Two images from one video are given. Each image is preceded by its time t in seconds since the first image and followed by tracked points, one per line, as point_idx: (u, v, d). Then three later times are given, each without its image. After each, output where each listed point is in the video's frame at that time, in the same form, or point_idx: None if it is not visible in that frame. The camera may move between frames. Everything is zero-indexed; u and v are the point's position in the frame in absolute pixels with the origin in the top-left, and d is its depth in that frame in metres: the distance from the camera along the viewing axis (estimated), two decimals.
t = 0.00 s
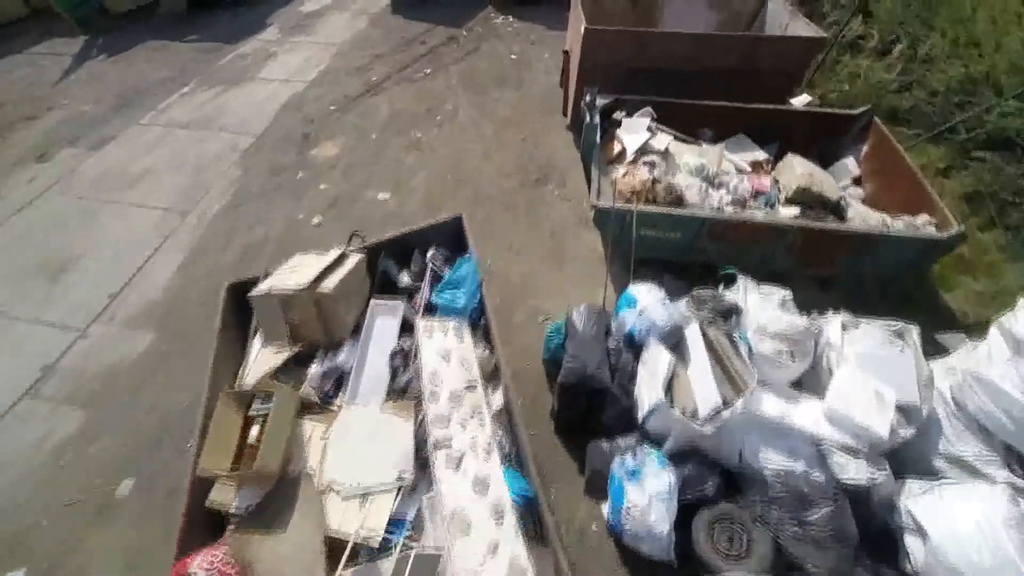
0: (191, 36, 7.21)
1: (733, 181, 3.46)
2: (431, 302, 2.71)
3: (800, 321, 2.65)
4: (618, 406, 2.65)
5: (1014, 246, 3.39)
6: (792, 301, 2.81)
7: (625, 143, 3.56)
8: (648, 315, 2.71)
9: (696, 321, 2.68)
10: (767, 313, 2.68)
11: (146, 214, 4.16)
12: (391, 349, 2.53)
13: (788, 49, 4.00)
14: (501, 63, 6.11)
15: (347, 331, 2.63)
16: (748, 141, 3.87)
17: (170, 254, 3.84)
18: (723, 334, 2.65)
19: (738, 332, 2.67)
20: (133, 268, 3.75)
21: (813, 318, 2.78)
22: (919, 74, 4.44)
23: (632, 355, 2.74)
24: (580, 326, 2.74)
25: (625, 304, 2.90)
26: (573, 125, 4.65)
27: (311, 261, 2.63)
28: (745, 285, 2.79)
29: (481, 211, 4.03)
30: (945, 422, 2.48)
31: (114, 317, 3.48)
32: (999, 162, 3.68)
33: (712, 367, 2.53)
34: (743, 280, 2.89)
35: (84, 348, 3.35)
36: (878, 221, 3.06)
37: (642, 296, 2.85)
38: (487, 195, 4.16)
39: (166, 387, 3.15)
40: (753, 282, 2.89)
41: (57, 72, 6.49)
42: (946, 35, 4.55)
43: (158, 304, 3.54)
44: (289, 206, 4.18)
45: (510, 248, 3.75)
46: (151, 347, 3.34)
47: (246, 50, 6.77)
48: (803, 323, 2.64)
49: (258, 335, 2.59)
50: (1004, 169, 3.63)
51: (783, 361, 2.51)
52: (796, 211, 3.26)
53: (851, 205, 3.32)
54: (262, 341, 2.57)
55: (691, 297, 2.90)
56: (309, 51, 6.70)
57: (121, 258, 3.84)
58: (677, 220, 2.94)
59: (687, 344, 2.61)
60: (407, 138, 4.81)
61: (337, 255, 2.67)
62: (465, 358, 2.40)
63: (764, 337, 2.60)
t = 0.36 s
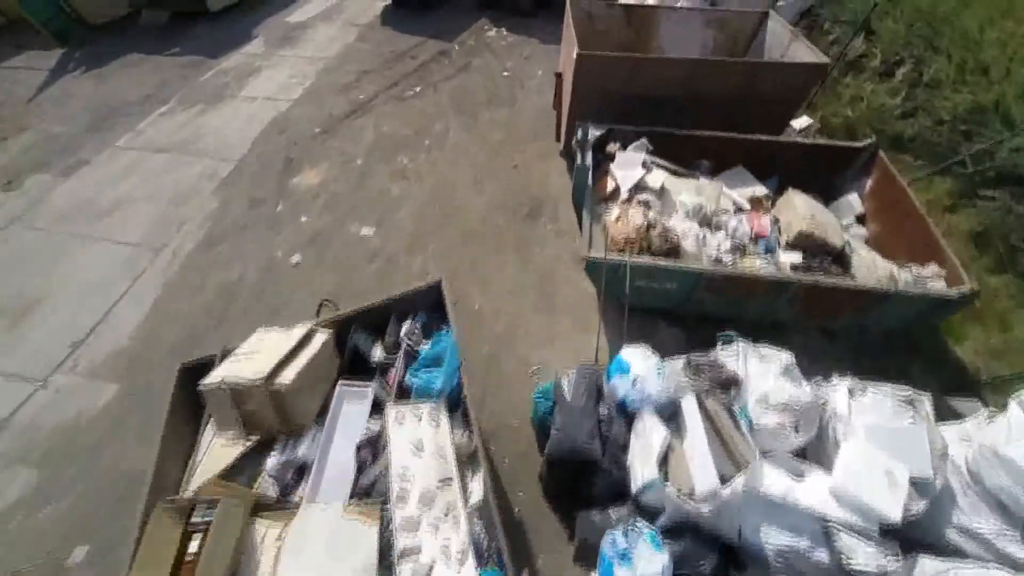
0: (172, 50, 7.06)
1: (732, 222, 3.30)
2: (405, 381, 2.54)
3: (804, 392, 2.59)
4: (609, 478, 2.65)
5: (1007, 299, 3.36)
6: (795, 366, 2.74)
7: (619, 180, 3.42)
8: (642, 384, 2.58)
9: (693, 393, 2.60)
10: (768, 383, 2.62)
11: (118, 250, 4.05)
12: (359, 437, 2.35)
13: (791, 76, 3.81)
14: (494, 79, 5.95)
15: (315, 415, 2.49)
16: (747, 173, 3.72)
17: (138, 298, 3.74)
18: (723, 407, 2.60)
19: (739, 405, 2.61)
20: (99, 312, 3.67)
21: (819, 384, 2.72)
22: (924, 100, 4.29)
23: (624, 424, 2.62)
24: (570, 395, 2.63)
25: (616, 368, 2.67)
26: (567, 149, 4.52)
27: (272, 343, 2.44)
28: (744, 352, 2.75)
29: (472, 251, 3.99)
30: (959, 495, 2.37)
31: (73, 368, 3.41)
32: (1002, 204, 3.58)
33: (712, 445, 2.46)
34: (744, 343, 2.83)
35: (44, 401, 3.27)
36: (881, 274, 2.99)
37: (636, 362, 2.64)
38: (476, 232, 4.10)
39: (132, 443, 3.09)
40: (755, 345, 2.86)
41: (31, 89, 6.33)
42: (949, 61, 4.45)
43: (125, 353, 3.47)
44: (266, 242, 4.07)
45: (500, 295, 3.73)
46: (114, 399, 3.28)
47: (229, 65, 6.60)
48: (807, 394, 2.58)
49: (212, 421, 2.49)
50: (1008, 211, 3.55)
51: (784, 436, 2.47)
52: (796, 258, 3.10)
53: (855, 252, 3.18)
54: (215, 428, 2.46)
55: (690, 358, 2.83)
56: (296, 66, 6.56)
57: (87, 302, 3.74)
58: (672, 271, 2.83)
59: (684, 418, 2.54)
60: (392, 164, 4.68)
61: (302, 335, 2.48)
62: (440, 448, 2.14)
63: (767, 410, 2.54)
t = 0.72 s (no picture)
0: (156, 67, 7.01)
1: (729, 275, 3.21)
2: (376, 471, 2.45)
3: (810, 465, 2.55)
4: (599, 555, 2.42)
5: (1001, 354, 3.28)
6: (797, 435, 2.70)
7: (613, 226, 3.35)
8: (637, 462, 2.57)
9: (688, 471, 2.58)
10: (770, 458, 2.58)
11: (94, 292, 4.02)
12: (325, 535, 2.21)
13: (793, 110, 3.63)
14: (487, 99, 5.81)
15: (278, 509, 2.35)
16: (746, 213, 3.57)
17: (105, 349, 3.72)
18: (720, 484, 2.54)
19: (739, 480, 2.57)
20: (67, 363, 3.67)
21: (825, 454, 2.70)
22: (929, 130, 4.17)
23: (616, 497, 2.58)
24: (557, 471, 2.56)
25: (608, 443, 2.67)
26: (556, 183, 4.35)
27: (232, 433, 2.30)
28: (744, 423, 2.70)
29: (462, 295, 3.90)
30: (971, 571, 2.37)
31: (37, 424, 3.41)
32: (1004, 251, 3.49)
33: (708, 525, 2.43)
34: (749, 409, 2.78)
35: (4, 455, 3.29)
36: (890, 332, 2.93)
37: (627, 434, 2.65)
38: (465, 274, 4.02)
39: (91, 507, 3.07)
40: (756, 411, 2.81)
41: (11, 108, 6.24)
42: (956, 83, 4.29)
43: (92, 407, 3.46)
44: (244, 285, 4.01)
45: (489, 342, 3.66)
46: (78, 456, 3.28)
47: (215, 83, 6.49)
48: (809, 469, 2.54)
49: (167, 516, 2.39)
50: (1007, 260, 3.46)
51: (786, 515, 2.45)
52: (800, 314, 3.03)
53: (858, 308, 3.08)
54: (170, 523, 2.37)
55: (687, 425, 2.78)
56: (284, 83, 6.43)
57: (58, 349, 3.74)
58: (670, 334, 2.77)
59: (679, 498, 2.52)
60: (379, 195, 4.58)
61: (268, 422, 2.34)
62: (413, 547, 2.08)
63: (767, 487, 2.50)
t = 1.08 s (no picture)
0: (145, 85, 6.91)
1: (730, 330, 3.19)
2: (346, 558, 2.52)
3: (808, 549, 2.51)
4: None
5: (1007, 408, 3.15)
6: (797, 513, 2.63)
7: (607, 280, 3.28)
8: (627, 541, 2.49)
9: (681, 551, 2.54)
10: (769, 540, 2.50)
11: (70, 335, 3.97)
12: None
13: (795, 150, 3.49)
14: (479, 123, 5.70)
15: None
16: (745, 258, 3.47)
17: (81, 397, 3.68)
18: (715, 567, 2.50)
19: (734, 564, 2.50)
20: (41, 411, 3.64)
21: (827, 531, 2.64)
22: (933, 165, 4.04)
23: None
24: (543, 547, 2.50)
25: (598, 518, 2.58)
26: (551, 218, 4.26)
27: (191, 529, 2.33)
28: (742, 500, 2.66)
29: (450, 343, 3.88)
30: None
31: (5, 476, 3.38)
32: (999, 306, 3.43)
33: None
34: (746, 482, 2.74)
35: None
36: (899, 399, 2.88)
37: (618, 514, 2.56)
38: (454, 319, 3.99)
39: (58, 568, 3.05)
40: (753, 483, 2.76)
41: None
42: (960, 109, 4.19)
43: (66, 460, 3.43)
44: (227, 331, 3.98)
45: (478, 394, 3.66)
46: (49, 512, 3.26)
47: (204, 104, 6.39)
48: (810, 554, 2.46)
49: None
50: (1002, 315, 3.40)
51: None
52: (803, 377, 3.01)
53: (866, 370, 3.00)
54: None
55: (683, 498, 2.72)
56: (275, 104, 6.34)
57: (31, 395, 3.70)
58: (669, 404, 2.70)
59: None
60: (367, 231, 4.52)
61: (230, 517, 2.40)
62: None
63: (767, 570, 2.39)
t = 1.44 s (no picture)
0: (135, 104, 6.83)
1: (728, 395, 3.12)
2: None
3: None
4: None
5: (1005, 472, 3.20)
6: None
7: (600, 340, 3.30)
8: None
9: None
10: None
11: (47, 380, 3.96)
12: None
13: (797, 194, 3.34)
14: (473, 147, 5.61)
15: None
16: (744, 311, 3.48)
17: (55, 445, 3.69)
18: None
19: None
20: (12, 460, 3.64)
21: None
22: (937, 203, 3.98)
23: None
24: None
25: None
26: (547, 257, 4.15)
27: None
28: None
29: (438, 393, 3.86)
30: None
31: None
32: (990, 364, 3.44)
33: None
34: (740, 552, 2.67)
35: None
36: (903, 467, 2.91)
37: None
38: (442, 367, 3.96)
39: None
40: (746, 556, 2.65)
41: None
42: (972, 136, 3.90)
43: (36, 511, 3.43)
44: (210, 378, 3.96)
45: (465, 446, 3.63)
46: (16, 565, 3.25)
47: (192, 126, 6.27)
48: None
49: None
50: (996, 375, 3.40)
51: None
52: (802, 442, 3.00)
53: (870, 435, 3.04)
54: None
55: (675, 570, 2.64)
56: (264, 125, 6.25)
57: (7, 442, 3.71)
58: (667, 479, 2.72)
59: None
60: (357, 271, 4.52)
61: None
62: None
63: None
